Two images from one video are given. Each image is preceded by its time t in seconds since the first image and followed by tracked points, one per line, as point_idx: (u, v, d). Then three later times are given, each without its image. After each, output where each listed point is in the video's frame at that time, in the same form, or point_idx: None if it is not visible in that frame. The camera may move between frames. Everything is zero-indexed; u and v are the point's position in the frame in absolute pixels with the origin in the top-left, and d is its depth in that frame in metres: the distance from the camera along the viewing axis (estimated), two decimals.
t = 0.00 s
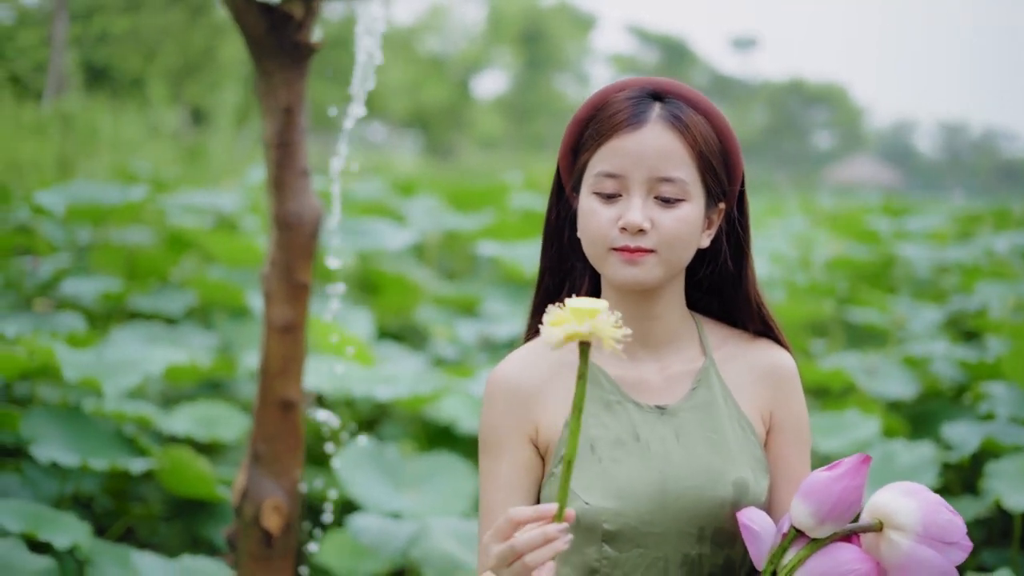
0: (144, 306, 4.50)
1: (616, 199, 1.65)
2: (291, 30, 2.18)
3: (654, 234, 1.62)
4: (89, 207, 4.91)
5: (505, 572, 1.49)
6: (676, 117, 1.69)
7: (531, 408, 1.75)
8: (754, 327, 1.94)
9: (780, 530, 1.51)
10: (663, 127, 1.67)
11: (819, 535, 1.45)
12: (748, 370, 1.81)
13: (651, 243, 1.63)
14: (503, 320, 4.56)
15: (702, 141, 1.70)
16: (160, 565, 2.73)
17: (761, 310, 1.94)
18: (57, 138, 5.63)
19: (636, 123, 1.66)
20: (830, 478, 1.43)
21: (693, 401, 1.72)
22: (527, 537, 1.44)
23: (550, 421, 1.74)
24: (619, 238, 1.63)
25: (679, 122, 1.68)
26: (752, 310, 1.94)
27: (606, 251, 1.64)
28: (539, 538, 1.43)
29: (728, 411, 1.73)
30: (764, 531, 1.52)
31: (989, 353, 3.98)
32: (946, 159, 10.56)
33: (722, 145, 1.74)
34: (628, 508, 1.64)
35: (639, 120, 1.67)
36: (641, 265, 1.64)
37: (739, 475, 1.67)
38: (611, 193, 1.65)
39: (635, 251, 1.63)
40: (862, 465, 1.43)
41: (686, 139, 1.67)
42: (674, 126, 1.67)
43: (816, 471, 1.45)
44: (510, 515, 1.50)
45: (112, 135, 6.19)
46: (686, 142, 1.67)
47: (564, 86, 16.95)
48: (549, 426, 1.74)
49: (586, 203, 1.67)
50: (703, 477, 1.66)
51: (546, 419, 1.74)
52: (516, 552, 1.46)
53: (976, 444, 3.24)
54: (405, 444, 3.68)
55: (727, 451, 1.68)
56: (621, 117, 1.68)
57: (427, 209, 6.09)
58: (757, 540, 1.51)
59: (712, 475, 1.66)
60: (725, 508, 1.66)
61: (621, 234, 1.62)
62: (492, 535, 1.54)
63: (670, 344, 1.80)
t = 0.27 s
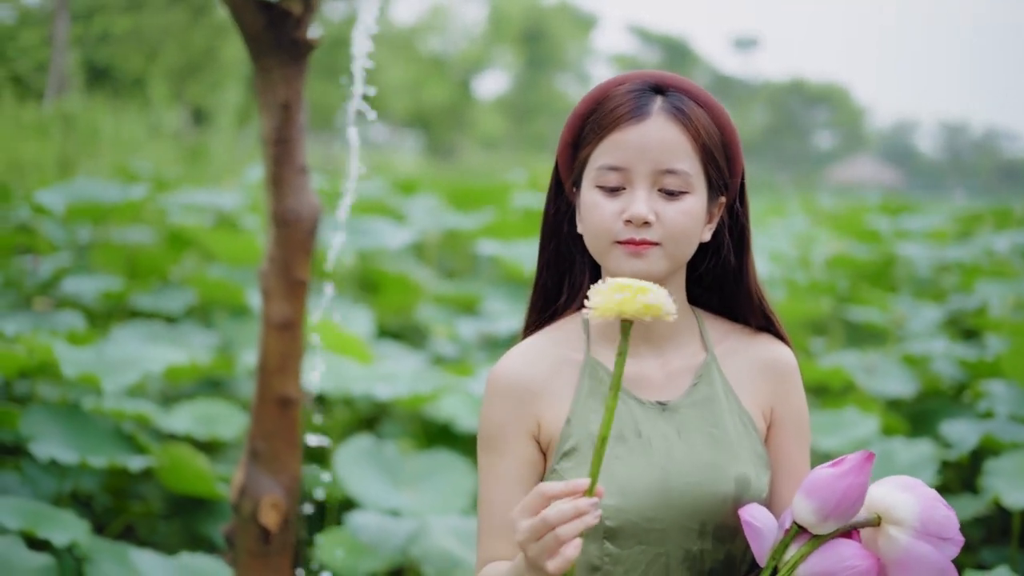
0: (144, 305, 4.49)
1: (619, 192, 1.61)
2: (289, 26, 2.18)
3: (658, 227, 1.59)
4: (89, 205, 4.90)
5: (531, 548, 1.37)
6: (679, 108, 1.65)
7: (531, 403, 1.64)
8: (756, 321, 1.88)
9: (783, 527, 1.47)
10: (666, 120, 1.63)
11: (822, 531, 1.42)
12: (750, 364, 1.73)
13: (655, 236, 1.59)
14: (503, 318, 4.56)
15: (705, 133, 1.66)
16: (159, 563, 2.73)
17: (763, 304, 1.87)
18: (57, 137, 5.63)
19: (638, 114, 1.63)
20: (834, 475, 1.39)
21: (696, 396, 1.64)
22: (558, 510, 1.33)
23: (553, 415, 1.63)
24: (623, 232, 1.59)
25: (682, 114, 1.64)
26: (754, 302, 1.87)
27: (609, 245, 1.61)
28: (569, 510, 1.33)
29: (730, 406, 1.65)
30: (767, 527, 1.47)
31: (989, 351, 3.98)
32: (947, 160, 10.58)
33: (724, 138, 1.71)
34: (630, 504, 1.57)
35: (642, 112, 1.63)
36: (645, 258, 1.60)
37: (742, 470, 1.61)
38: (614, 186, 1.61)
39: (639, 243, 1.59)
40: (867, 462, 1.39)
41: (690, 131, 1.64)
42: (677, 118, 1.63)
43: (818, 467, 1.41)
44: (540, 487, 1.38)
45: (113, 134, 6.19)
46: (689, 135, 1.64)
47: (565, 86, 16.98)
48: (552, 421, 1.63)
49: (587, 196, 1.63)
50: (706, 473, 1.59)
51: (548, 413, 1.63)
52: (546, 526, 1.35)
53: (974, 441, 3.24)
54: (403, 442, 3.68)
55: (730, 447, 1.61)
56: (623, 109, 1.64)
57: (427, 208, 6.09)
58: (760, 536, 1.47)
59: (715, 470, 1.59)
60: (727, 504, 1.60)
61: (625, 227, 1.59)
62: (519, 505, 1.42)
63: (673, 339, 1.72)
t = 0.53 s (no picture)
0: (144, 303, 4.49)
1: (624, 186, 1.60)
2: (286, 23, 2.18)
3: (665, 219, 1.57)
4: (89, 204, 4.91)
5: (553, 511, 1.37)
6: (681, 100, 1.64)
7: (535, 398, 1.63)
8: (757, 314, 1.86)
9: (784, 522, 1.46)
10: (669, 112, 1.62)
11: (823, 526, 1.41)
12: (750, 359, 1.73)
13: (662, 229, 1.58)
14: (502, 316, 4.56)
15: (707, 125, 1.65)
16: (157, 561, 2.75)
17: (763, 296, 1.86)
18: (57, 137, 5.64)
19: (641, 107, 1.62)
20: (836, 470, 1.38)
21: (697, 391, 1.64)
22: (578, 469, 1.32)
23: (556, 409, 1.63)
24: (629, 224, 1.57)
25: (684, 106, 1.63)
26: (754, 295, 1.86)
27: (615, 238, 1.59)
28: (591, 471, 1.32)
29: (730, 401, 1.65)
30: (770, 523, 1.47)
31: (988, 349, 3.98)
32: (947, 159, 10.57)
33: (725, 131, 1.70)
34: (631, 501, 1.56)
35: (645, 104, 1.62)
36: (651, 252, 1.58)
37: (742, 465, 1.60)
38: (619, 179, 1.60)
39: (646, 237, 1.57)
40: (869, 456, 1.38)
41: (692, 123, 1.63)
42: (680, 110, 1.62)
43: (821, 462, 1.40)
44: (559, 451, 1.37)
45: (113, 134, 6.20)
46: (692, 127, 1.63)
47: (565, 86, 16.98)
48: (554, 415, 1.63)
49: (590, 191, 1.62)
50: (707, 469, 1.58)
51: (551, 408, 1.63)
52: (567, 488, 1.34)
53: (972, 438, 3.24)
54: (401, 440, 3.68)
55: (730, 441, 1.61)
56: (626, 103, 1.63)
57: (426, 207, 6.10)
58: (763, 532, 1.46)
59: (716, 466, 1.59)
60: (727, 499, 1.59)
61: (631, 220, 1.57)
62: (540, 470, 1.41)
63: (674, 335, 1.72)
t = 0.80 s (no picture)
0: (142, 301, 4.48)
1: (635, 184, 1.55)
2: (285, 18, 2.18)
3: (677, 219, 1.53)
4: (88, 203, 4.90)
5: (567, 473, 1.30)
6: (692, 96, 1.59)
7: (541, 390, 1.62)
8: (760, 309, 1.86)
9: (786, 517, 1.45)
10: (681, 109, 1.57)
11: (825, 521, 1.40)
12: (754, 353, 1.73)
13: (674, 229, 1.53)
14: (501, 314, 4.56)
15: (717, 122, 1.61)
16: (154, 560, 2.75)
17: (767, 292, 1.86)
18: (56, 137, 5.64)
19: (654, 103, 1.57)
20: (838, 466, 1.37)
21: (701, 385, 1.63)
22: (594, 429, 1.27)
23: (562, 402, 1.61)
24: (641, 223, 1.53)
25: (696, 103, 1.59)
26: (758, 290, 1.85)
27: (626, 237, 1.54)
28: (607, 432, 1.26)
29: (734, 396, 1.65)
30: (771, 518, 1.45)
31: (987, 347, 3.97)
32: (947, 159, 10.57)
33: (734, 127, 1.66)
34: (637, 495, 1.56)
35: (657, 100, 1.57)
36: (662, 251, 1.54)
37: (747, 460, 1.59)
38: (630, 177, 1.55)
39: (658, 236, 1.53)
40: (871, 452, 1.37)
41: (704, 120, 1.59)
42: (692, 107, 1.58)
43: (823, 458, 1.39)
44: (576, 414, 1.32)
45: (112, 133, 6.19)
46: (704, 124, 1.58)
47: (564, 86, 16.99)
48: (561, 408, 1.61)
49: (600, 187, 1.57)
50: (713, 463, 1.58)
51: (558, 400, 1.62)
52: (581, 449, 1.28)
53: (971, 435, 3.24)
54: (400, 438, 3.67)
55: (735, 437, 1.60)
56: (637, 98, 1.58)
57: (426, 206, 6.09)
58: (764, 526, 1.45)
59: (721, 461, 1.58)
60: (732, 494, 1.58)
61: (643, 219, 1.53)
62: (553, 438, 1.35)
63: (679, 329, 1.70)
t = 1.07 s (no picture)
0: (142, 300, 4.48)
1: (645, 183, 1.54)
2: (285, 17, 2.17)
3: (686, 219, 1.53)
4: (88, 202, 4.89)
5: (576, 456, 1.31)
6: (703, 95, 1.58)
7: (546, 386, 1.61)
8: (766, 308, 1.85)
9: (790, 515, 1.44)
10: (693, 108, 1.56)
11: (829, 519, 1.39)
12: (759, 351, 1.72)
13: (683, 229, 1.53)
14: (500, 313, 4.55)
15: (728, 121, 1.60)
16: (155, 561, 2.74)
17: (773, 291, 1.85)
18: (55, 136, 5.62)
19: (665, 102, 1.56)
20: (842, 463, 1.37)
21: (706, 383, 1.63)
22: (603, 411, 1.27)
23: (567, 398, 1.61)
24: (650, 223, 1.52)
25: (707, 102, 1.58)
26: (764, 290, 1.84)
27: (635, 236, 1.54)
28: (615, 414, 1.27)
29: (739, 394, 1.64)
30: (776, 516, 1.43)
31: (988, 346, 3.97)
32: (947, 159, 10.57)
33: (744, 125, 1.65)
34: (641, 492, 1.55)
35: (669, 99, 1.56)
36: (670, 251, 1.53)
37: (752, 458, 1.59)
38: (640, 176, 1.54)
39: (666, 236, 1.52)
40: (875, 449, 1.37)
41: (715, 119, 1.57)
42: (704, 107, 1.56)
43: (827, 456, 1.39)
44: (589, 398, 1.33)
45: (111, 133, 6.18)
46: (715, 123, 1.57)
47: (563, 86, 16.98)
48: (566, 404, 1.61)
49: (609, 185, 1.56)
50: (717, 461, 1.57)
51: (563, 397, 1.61)
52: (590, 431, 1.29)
53: (972, 434, 3.23)
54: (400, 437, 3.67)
55: (740, 434, 1.60)
56: (649, 97, 1.57)
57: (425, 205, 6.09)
58: (768, 524, 1.44)
59: (726, 458, 1.57)
60: (736, 492, 1.58)
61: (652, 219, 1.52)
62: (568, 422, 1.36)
63: (684, 326, 1.70)
